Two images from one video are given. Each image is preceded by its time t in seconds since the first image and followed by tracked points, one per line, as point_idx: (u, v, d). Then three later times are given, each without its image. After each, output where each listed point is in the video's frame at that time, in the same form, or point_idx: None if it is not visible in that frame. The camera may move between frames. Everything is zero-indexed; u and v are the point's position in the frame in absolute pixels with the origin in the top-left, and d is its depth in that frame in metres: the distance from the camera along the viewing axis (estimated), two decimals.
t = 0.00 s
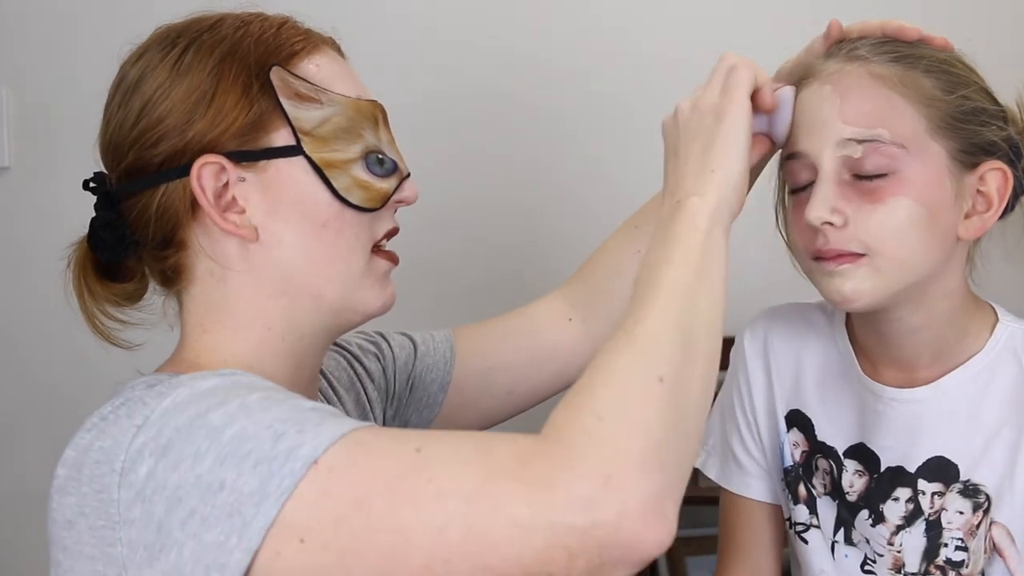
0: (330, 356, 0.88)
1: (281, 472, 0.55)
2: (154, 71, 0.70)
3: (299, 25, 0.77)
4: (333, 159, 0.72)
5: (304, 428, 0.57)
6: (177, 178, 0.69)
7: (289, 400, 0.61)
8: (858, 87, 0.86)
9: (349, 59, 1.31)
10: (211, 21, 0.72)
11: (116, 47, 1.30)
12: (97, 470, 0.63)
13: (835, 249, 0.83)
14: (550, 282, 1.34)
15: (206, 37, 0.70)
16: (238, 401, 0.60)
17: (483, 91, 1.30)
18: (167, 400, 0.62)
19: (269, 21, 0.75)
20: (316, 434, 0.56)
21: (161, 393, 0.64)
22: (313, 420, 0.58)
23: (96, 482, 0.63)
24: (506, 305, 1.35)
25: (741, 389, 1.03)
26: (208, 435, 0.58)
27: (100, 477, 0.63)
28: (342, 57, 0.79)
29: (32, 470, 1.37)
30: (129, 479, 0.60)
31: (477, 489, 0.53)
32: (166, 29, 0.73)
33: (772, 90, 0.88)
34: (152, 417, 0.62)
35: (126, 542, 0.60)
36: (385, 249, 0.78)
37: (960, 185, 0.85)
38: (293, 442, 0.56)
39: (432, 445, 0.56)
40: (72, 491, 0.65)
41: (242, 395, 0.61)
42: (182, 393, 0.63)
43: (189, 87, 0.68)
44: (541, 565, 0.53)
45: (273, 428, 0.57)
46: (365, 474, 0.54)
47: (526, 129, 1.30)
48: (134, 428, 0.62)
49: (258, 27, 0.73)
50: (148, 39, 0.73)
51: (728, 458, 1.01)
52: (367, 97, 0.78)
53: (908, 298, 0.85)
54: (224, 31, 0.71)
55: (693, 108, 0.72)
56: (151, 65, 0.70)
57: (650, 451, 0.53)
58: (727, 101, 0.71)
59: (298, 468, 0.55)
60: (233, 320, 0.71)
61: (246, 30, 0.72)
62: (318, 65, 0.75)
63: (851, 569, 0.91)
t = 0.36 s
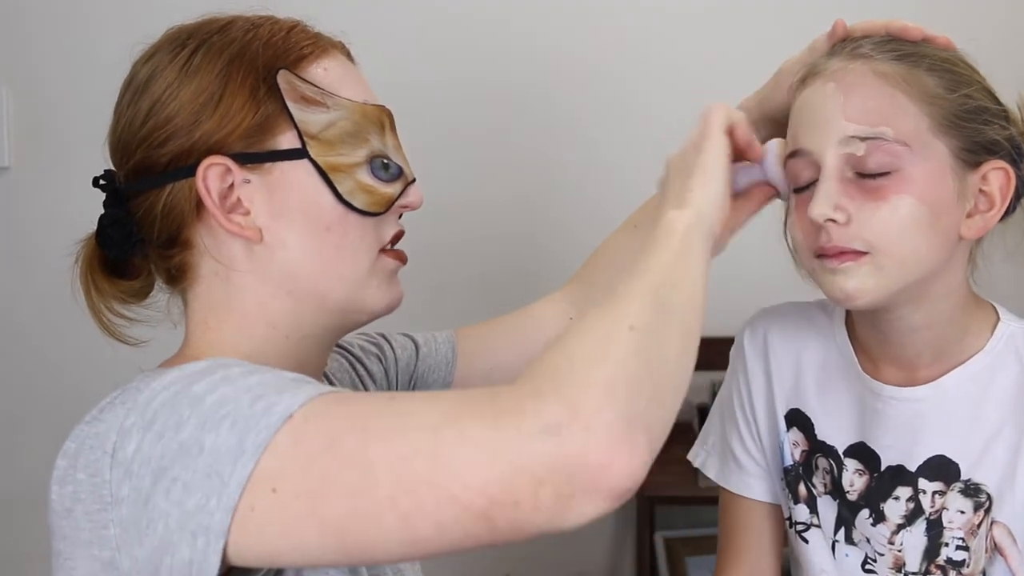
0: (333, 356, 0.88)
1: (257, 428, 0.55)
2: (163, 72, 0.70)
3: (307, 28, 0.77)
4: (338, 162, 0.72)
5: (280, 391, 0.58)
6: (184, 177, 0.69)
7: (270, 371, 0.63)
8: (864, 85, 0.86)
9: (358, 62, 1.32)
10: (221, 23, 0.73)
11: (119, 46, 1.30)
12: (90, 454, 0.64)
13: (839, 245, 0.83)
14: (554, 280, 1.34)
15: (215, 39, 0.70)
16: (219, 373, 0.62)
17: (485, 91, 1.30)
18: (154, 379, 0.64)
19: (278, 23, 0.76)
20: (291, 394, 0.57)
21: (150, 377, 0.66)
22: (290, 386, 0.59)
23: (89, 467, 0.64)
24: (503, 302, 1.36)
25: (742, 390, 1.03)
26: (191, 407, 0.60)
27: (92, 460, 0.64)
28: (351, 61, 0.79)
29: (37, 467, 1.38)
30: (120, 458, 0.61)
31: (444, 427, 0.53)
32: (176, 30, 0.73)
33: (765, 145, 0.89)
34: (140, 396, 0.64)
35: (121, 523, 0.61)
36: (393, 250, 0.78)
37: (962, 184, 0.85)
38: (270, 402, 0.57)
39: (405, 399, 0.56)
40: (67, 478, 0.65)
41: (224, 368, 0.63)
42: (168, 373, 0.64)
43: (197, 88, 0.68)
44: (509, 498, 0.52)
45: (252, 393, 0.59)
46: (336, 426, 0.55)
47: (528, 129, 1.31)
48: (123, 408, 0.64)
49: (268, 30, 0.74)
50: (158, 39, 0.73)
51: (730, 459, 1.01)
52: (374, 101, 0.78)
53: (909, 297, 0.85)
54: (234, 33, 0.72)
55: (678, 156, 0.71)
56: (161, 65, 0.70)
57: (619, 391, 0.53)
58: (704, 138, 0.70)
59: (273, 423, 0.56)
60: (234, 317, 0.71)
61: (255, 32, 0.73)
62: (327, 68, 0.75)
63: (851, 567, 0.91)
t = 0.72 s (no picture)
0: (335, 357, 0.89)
1: (282, 469, 0.55)
2: (167, 72, 0.70)
3: (311, 28, 0.77)
4: (340, 162, 0.72)
5: (301, 421, 0.57)
6: (186, 177, 0.69)
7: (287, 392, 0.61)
8: (858, 83, 0.86)
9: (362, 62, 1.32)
10: (225, 24, 0.73)
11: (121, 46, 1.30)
12: (95, 459, 0.64)
13: (832, 243, 0.83)
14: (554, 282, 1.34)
15: (219, 39, 0.71)
16: (237, 395, 0.60)
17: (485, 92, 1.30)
18: (167, 392, 0.63)
19: (282, 24, 0.76)
20: (315, 429, 0.56)
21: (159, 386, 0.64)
22: (310, 412, 0.58)
23: (94, 469, 0.64)
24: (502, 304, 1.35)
25: (740, 389, 1.03)
26: (208, 427, 0.59)
27: (97, 465, 0.64)
28: (355, 62, 0.79)
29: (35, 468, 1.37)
30: (128, 465, 0.61)
31: (477, 496, 0.52)
32: (180, 30, 0.74)
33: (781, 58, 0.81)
34: (152, 408, 0.63)
35: (125, 529, 0.61)
36: (395, 246, 0.78)
37: (958, 184, 0.86)
38: (293, 439, 0.56)
39: (431, 444, 0.54)
40: (72, 479, 0.66)
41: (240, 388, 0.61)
42: (181, 386, 0.63)
43: (201, 87, 0.68)
44: (545, 566, 0.53)
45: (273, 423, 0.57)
46: (363, 479, 0.54)
47: (528, 129, 1.31)
48: (133, 417, 0.63)
49: (271, 30, 0.74)
50: (162, 39, 0.73)
51: (729, 460, 1.02)
52: (377, 101, 0.78)
53: (905, 297, 0.86)
54: (237, 34, 0.72)
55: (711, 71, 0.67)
56: (165, 65, 0.71)
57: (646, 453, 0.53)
58: (751, 74, 0.66)
59: (298, 466, 0.54)
60: (235, 317, 0.71)
61: (258, 33, 0.73)
62: (330, 69, 0.75)
63: (850, 568, 0.91)
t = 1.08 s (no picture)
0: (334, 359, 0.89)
1: (296, 541, 0.55)
2: (168, 72, 0.70)
3: (313, 27, 0.77)
4: (339, 164, 0.72)
5: (327, 495, 0.56)
6: (187, 178, 0.69)
7: (313, 446, 0.60)
8: (851, 82, 0.86)
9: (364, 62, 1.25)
10: (227, 24, 0.73)
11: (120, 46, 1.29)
12: (102, 469, 0.62)
13: (824, 241, 0.83)
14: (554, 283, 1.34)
15: (219, 40, 0.70)
16: (262, 443, 0.58)
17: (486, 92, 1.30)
18: (182, 416, 0.60)
19: (283, 24, 0.75)
20: (338, 509, 0.56)
21: (172, 403, 0.61)
22: (338, 481, 0.57)
23: (100, 479, 0.62)
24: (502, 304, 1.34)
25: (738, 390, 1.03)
26: (230, 476, 0.57)
27: (104, 474, 0.61)
28: (357, 62, 0.79)
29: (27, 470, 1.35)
30: (139, 488, 0.59)
31: None
32: (182, 30, 0.73)
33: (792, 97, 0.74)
34: (166, 432, 0.59)
35: (123, 545, 0.59)
36: (392, 255, 0.77)
37: (952, 184, 0.86)
38: (316, 513, 0.56)
39: (455, 553, 0.56)
40: (77, 484, 0.64)
41: (264, 433, 0.59)
42: (197, 413, 0.60)
43: (200, 88, 0.68)
44: None
45: (296, 489, 0.57)
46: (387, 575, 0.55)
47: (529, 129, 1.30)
48: (145, 436, 0.60)
49: (272, 30, 0.74)
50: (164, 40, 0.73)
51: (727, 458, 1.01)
52: (380, 101, 0.78)
53: (900, 295, 0.86)
54: (238, 34, 0.71)
55: (762, 178, 0.65)
56: (166, 65, 0.70)
57: (659, 571, 0.58)
58: (798, 195, 0.65)
59: (313, 543, 0.55)
60: (234, 317, 0.71)
61: (259, 33, 0.72)
62: (331, 69, 0.75)
63: (850, 568, 0.91)
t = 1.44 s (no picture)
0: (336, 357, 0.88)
1: (310, 511, 0.55)
2: (165, 73, 0.70)
3: (309, 26, 0.77)
4: (337, 162, 0.72)
5: (333, 464, 0.56)
6: (186, 178, 0.69)
7: (313, 421, 0.60)
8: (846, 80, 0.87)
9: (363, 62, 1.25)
10: (223, 24, 0.73)
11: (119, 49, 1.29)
12: (109, 468, 0.61)
13: (818, 235, 0.83)
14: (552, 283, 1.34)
15: (216, 39, 0.70)
16: (265, 423, 0.58)
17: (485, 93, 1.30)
18: (185, 408, 0.60)
19: (280, 23, 0.75)
20: (347, 475, 0.55)
21: (177, 396, 0.61)
22: (344, 450, 0.57)
23: (107, 477, 0.61)
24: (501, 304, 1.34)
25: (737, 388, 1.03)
26: (235, 458, 0.57)
27: (111, 473, 0.61)
28: (355, 60, 0.79)
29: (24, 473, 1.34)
30: (148, 482, 0.59)
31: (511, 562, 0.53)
32: (179, 30, 0.73)
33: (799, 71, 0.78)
34: (172, 425, 0.59)
35: (137, 540, 0.59)
36: (392, 250, 0.77)
37: (947, 181, 0.86)
38: (325, 481, 0.55)
39: (465, 502, 0.55)
40: (85, 485, 0.64)
41: (266, 413, 0.59)
42: (200, 403, 0.60)
43: (198, 87, 0.68)
44: None
45: (303, 461, 0.56)
46: (394, 537, 0.54)
47: (528, 130, 1.30)
48: (150, 431, 0.60)
49: (268, 29, 0.74)
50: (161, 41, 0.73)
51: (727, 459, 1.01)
52: (377, 99, 0.78)
53: (897, 294, 0.86)
54: (234, 34, 0.71)
55: (778, 109, 0.66)
56: (163, 66, 0.70)
57: (673, 534, 0.56)
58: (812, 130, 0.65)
59: (327, 511, 0.54)
60: (235, 317, 0.71)
61: (255, 32, 0.72)
62: (327, 67, 0.74)
63: (848, 567, 0.91)
